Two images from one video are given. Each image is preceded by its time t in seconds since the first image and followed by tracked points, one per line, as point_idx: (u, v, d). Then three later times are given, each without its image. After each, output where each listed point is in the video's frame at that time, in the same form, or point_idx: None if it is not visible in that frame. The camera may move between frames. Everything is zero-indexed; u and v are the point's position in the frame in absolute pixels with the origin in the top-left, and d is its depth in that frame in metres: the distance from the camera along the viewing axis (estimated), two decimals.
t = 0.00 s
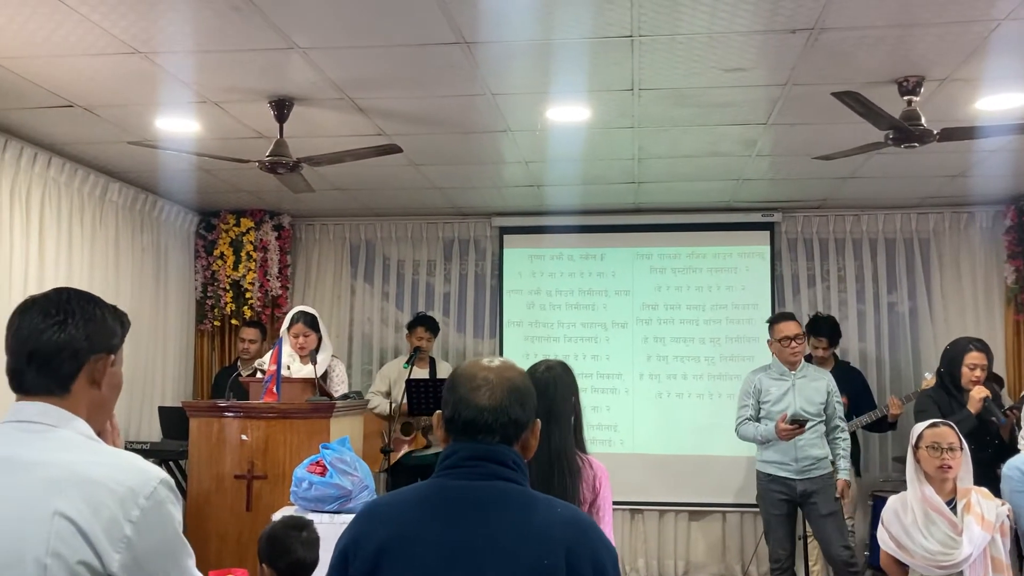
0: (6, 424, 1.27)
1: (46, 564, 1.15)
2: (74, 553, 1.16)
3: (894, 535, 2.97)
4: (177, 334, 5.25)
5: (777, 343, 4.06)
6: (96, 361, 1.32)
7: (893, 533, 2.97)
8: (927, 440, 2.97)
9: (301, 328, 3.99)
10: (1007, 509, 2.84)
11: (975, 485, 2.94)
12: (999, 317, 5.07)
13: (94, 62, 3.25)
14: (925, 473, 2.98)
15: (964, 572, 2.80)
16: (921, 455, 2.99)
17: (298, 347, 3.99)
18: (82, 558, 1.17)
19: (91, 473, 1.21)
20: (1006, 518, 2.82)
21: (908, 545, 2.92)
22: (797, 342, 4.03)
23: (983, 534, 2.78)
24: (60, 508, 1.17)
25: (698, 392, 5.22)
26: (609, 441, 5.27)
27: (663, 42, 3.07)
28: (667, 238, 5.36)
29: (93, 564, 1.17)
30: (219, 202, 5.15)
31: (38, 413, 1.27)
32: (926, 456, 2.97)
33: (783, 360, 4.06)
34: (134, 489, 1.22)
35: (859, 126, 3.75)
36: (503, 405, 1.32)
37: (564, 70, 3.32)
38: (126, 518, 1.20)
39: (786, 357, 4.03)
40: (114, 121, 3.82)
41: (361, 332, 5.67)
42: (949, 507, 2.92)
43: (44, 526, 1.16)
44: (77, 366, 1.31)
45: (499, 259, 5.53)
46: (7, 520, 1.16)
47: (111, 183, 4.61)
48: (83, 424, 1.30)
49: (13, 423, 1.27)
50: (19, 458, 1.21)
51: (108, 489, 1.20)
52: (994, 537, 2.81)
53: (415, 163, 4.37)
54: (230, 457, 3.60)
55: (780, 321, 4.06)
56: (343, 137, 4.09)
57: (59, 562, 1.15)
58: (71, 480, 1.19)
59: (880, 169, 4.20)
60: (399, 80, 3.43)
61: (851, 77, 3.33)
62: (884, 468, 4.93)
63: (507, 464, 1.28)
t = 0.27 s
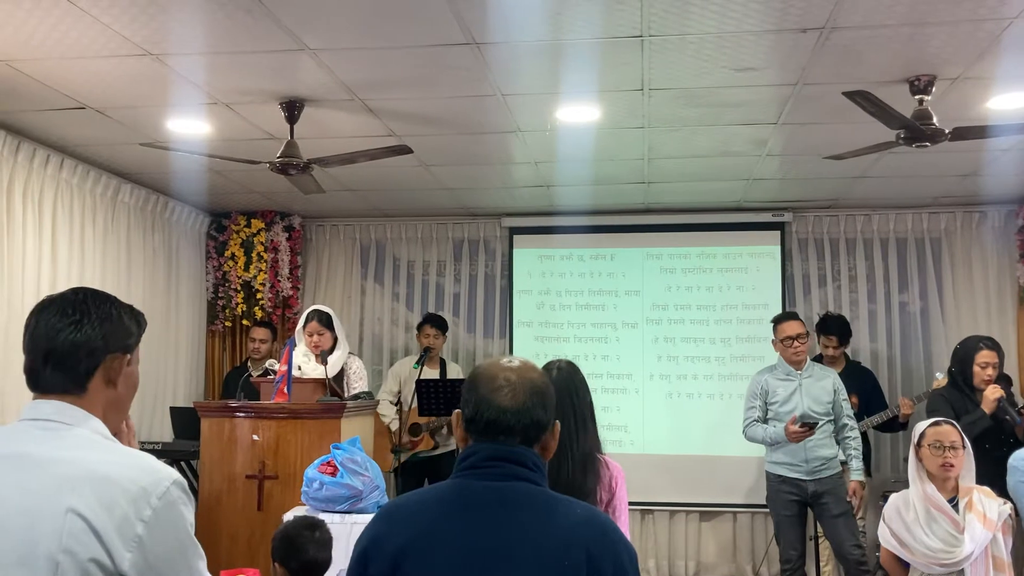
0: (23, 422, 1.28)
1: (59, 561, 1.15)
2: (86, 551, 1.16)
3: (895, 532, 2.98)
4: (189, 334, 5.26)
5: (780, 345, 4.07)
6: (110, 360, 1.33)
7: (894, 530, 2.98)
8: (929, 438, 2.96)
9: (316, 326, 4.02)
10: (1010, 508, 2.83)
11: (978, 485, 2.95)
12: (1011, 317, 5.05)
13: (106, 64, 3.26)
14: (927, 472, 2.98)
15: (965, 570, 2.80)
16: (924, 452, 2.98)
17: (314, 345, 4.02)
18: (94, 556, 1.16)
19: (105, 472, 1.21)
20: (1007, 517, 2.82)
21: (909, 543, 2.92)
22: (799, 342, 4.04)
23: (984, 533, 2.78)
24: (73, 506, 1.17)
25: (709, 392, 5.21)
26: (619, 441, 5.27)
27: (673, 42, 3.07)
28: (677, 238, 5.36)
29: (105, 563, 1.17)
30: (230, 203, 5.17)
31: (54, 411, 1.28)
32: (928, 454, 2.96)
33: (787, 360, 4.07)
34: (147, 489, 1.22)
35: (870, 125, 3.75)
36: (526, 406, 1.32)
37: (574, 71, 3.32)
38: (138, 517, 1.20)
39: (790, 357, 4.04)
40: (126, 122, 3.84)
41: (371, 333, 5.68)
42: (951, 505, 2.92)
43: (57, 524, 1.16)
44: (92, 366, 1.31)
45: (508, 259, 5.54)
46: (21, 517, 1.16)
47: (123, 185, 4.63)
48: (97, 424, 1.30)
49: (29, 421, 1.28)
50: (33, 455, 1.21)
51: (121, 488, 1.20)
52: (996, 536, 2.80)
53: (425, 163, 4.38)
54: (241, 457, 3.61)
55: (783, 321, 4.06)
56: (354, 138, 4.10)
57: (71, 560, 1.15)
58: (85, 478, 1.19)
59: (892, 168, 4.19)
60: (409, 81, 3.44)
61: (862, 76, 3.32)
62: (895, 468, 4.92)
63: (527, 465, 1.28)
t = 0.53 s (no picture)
0: (24, 422, 1.27)
1: (62, 559, 1.13)
2: (91, 548, 1.15)
3: (896, 531, 2.96)
4: (200, 334, 5.29)
5: (789, 345, 4.06)
6: (112, 360, 1.33)
7: (896, 529, 2.96)
8: (933, 438, 2.95)
9: (331, 325, 4.03)
10: (1012, 509, 2.83)
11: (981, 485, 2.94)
12: None
13: (117, 66, 3.28)
14: (931, 472, 2.96)
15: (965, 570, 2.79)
16: (928, 452, 2.97)
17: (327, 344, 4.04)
18: (99, 553, 1.15)
19: (107, 470, 1.20)
20: (1010, 518, 2.81)
21: (911, 543, 2.90)
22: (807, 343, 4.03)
23: (986, 533, 2.76)
24: (77, 503, 1.15)
25: (720, 392, 5.20)
26: (629, 441, 5.27)
27: (683, 42, 3.06)
28: (687, 238, 5.35)
29: (109, 561, 1.16)
30: (241, 204, 5.19)
31: (56, 411, 1.27)
32: (932, 454, 2.95)
33: (797, 360, 4.07)
34: (150, 487, 1.21)
35: (881, 125, 3.74)
36: (542, 406, 1.32)
37: (584, 71, 3.32)
38: (142, 514, 1.19)
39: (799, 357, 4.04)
40: (137, 124, 3.85)
41: (381, 333, 5.69)
42: (953, 505, 2.90)
43: (60, 521, 1.14)
44: (93, 367, 1.31)
45: (518, 260, 5.54)
46: (22, 516, 1.15)
47: (134, 186, 4.66)
48: (98, 423, 1.30)
49: (31, 421, 1.27)
50: (35, 453, 1.20)
51: (125, 486, 1.19)
52: (997, 535, 2.80)
53: (435, 164, 4.38)
54: (252, 457, 3.62)
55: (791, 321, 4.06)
56: (364, 139, 4.11)
57: (76, 557, 1.14)
58: (88, 476, 1.18)
59: (903, 167, 4.18)
60: (419, 81, 3.44)
61: (873, 75, 3.31)
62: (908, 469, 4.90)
63: (543, 466, 1.27)
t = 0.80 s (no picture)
0: (23, 423, 1.27)
1: (68, 560, 1.14)
2: (95, 549, 1.15)
3: (901, 532, 2.94)
4: (211, 334, 5.31)
5: (803, 343, 4.03)
6: (107, 361, 1.33)
7: (901, 531, 2.94)
8: (939, 438, 2.94)
9: (347, 320, 4.10)
10: (1016, 510, 2.80)
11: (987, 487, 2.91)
12: None
13: (127, 67, 3.29)
14: (936, 473, 2.95)
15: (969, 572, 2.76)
16: (933, 453, 2.96)
17: (342, 340, 4.10)
18: (103, 554, 1.16)
19: (109, 470, 1.20)
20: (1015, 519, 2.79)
21: (916, 544, 2.88)
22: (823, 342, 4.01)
23: (991, 535, 2.73)
24: (80, 505, 1.16)
25: (731, 392, 5.19)
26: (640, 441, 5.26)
27: (692, 41, 3.06)
28: (697, 238, 5.34)
29: (114, 561, 1.17)
30: (252, 204, 5.20)
31: (53, 413, 1.27)
32: (937, 454, 2.94)
33: (810, 360, 4.04)
34: (152, 487, 1.21)
35: (893, 123, 3.72)
36: (554, 406, 1.30)
37: (593, 70, 3.32)
38: (145, 514, 1.19)
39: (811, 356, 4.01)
40: (147, 125, 3.87)
41: (392, 333, 5.70)
42: (959, 507, 2.88)
43: (65, 524, 1.15)
44: (88, 368, 1.30)
45: (528, 260, 5.54)
46: (25, 517, 1.15)
47: (145, 187, 4.68)
48: (93, 422, 1.29)
49: (29, 422, 1.27)
50: (36, 455, 1.20)
51: (127, 486, 1.19)
52: (1002, 538, 2.77)
53: (445, 164, 4.39)
54: (263, 457, 3.63)
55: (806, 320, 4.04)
56: (374, 139, 4.12)
57: (81, 558, 1.15)
58: (90, 477, 1.18)
59: (915, 166, 4.16)
60: (429, 82, 3.45)
61: (885, 73, 3.30)
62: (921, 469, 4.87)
63: (558, 466, 1.26)
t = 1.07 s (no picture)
0: (27, 426, 1.26)
1: (74, 565, 1.14)
2: (100, 554, 1.15)
3: (911, 532, 2.94)
4: (222, 334, 5.33)
5: (819, 342, 4.01)
6: (113, 363, 1.32)
7: (910, 531, 2.94)
8: (949, 438, 2.92)
9: (360, 319, 4.14)
10: None
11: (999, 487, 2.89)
12: None
13: (137, 69, 3.31)
14: (947, 473, 2.93)
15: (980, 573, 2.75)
16: (944, 453, 2.93)
17: (355, 338, 4.13)
18: (109, 558, 1.16)
19: (112, 474, 1.20)
20: None
21: (925, 544, 2.88)
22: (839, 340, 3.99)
23: (1001, 536, 2.71)
24: (84, 510, 1.16)
25: (743, 392, 5.18)
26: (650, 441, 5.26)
27: (702, 40, 3.05)
28: (707, 238, 5.33)
29: (120, 565, 1.17)
30: (262, 205, 5.22)
31: (57, 415, 1.26)
32: (948, 455, 2.91)
33: (827, 360, 4.03)
34: (157, 491, 1.21)
35: (904, 122, 3.70)
36: (557, 405, 1.28)
37: (602, 70, 3.32)
38: (150, 519, 1.19)
39: (828, 355, 4.00)
40: (157, 126, 3.88)
41: (402, 333, 5.71)
42: (970, 507, 2.87)
43: (70, 528, 1.15)
44: (94, 370, 1.30)
45: (538, 260, 5.54)
46: (30, 522, 1.15)
47: (156, 188, 4.70)
48: (99, 425, 1.29)
49: (32, 425, 1.26)
50: (39, 459, 1.20)
51: (131, 490, 1.19)
52: (1013, 538, 2.75)
53: (455, 164, 4.39)
54: (274, 458, 3.64)
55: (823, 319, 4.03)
56: (384, 140, 4.12)
57: (86, 563, 1.15)
58: (95, 482, 1.18)
59: (927, 165, 4.14)
60: (439, 82, 3.45)
61: (895, 72, 3.29)
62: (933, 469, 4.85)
63: (570, 466, 1.25)
